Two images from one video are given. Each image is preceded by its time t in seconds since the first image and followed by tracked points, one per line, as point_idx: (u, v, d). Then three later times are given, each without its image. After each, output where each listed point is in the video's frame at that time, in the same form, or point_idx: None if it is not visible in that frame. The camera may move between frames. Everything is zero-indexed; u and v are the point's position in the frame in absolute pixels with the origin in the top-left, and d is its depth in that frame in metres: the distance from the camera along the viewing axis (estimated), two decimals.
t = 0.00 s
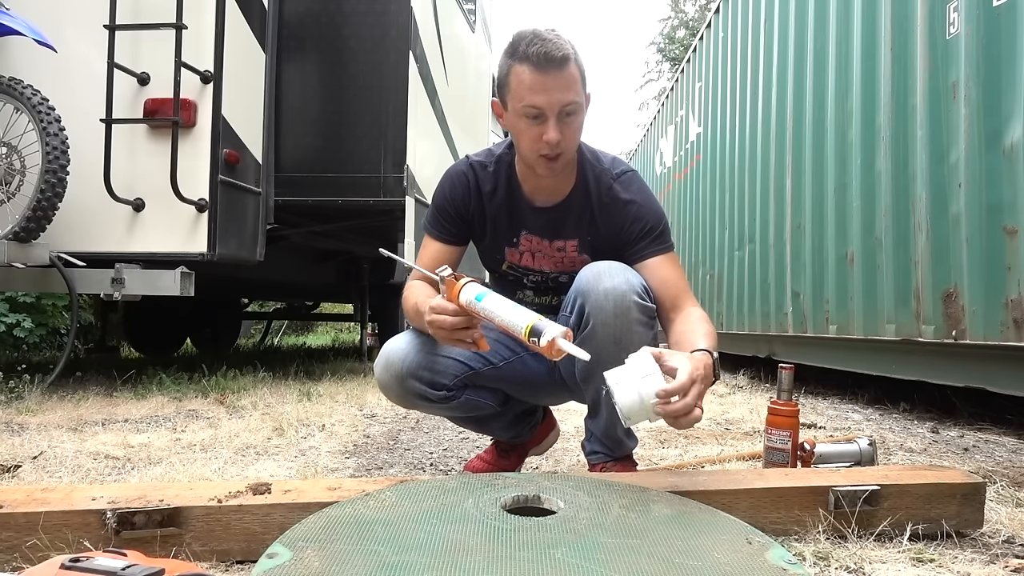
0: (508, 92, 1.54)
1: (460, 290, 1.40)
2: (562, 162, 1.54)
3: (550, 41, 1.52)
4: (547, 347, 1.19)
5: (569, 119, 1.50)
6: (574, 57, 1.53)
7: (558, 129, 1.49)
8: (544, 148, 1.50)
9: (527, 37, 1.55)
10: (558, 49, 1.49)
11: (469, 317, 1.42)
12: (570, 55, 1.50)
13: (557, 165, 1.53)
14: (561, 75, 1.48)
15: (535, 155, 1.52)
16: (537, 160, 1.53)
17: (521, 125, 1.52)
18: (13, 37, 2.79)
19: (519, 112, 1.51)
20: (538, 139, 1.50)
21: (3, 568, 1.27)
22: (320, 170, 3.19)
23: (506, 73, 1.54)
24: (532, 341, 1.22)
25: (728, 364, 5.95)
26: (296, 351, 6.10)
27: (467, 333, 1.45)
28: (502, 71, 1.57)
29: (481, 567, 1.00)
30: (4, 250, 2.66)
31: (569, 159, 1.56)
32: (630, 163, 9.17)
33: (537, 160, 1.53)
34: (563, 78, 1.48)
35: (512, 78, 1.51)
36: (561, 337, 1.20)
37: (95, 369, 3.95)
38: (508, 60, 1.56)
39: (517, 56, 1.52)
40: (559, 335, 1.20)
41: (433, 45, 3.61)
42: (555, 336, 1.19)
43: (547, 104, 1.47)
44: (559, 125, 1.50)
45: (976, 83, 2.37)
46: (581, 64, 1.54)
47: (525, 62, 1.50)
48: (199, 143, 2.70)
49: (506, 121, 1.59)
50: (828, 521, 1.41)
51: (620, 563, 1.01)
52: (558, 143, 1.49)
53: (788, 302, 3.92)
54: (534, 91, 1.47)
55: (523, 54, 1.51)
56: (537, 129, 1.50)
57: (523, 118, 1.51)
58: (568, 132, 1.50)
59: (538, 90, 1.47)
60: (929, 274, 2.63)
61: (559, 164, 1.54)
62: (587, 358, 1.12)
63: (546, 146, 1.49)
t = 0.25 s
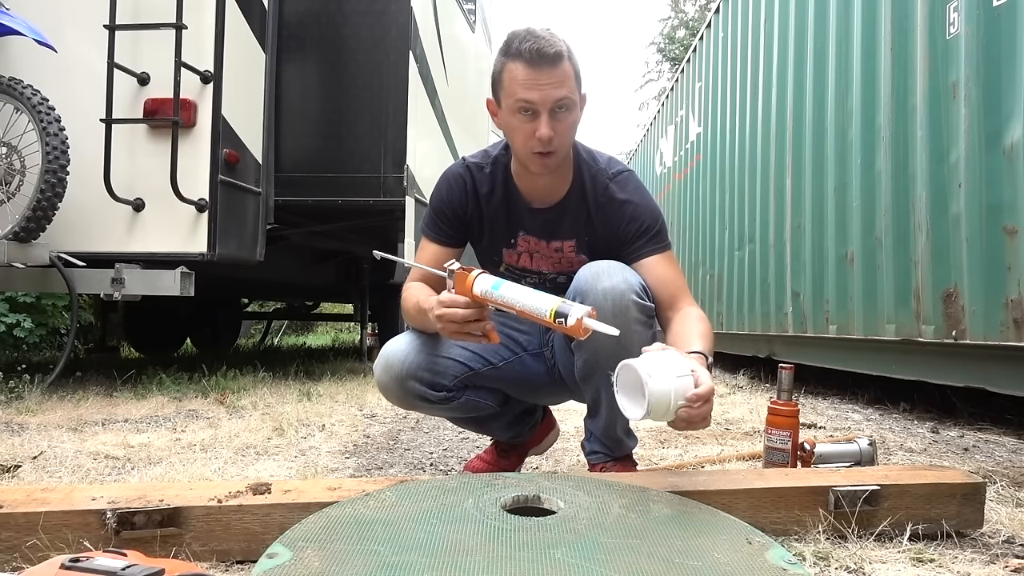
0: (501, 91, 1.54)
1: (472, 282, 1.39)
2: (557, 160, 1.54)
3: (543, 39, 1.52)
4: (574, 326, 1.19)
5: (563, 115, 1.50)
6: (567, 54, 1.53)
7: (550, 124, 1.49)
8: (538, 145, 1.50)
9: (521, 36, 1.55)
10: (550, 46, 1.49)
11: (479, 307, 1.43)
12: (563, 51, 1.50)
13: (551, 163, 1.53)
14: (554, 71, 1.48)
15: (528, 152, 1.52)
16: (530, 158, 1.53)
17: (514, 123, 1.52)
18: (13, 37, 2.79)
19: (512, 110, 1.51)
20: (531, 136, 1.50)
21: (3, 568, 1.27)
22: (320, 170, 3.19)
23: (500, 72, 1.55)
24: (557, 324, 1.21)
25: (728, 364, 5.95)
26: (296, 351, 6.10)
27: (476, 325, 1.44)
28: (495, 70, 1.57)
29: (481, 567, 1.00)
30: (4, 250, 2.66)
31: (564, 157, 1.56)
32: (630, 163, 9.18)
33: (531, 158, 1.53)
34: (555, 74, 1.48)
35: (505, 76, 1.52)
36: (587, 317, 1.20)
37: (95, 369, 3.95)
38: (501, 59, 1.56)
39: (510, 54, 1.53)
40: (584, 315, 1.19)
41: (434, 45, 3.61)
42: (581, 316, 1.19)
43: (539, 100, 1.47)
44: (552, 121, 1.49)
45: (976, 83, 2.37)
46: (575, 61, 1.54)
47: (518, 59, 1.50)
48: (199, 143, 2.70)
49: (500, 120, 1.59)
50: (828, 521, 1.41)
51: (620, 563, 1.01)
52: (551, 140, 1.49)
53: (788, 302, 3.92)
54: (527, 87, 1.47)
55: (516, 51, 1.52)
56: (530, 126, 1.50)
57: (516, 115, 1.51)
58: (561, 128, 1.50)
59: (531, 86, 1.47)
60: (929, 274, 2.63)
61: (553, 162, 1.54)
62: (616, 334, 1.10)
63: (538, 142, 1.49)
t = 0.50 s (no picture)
0: (498, 89, 1.54)
1: (472, 297, 1.38)
2: (553, 158, 1.54)
3: (540, 37, 1.52)
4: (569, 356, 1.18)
5: (558, 113, 1.50)
6: (565, 52, 1.52)
7: (545, 122, 1.49)
8: (533, 143, 1.50)
9: (517, 33, 1.55)
10: (547, 44, 1.49)
11: (481, 322, 1.42)
12: (560, 48, 1.50)
13: (544, 160, 1.53)
14: (550, 69, 1.48)
15: (521, 148, 1.52)
16: (525, 155, 1.53)
17: (510, 120, 1.52)
18: (13, 37, 2.79)
19: (509, 108, 1.51)
20: (524, 133, 1.50)
21: (3, 568, 1.27)
22: (320, 170, 3.19)
23: (496, 69, 1.55)
24: (552, 352, 1.21)
25: (728, 364, 5.95)
26: (296, 351, 6.10)
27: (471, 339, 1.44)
28: (492, 68, 1.57)
29: (481, 567, 1.00)
30: (4, 250, 2.66)
31: (560, 155, 1.56)
32: (630, 163, 9.18)
33: (525, 155, 1.54)
34: (551, 71, 1.48)
35: (502, 74, 1.52)
36: (583, 349, 1.19)
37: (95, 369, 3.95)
38: (499, 57, 1.56)
39: (506, 52, 1.53)
40: (581, 347, 1.18)
41: (433, 45, 3.61)
42: (577, 348, 1.18)
43: (535, 97, 1.48)
44: (547, 118, 1.50)
45: (976, 83, 2.37)
46: (571, 59, 1.54)
47: (513, 57, 1.50)
48: (199, 143, 2.70)
49: (496, 118, 1.59)
50: (828, 521, 1.41)
51: (621, 563, 1.01)
52: (546, 137, 1.49)
53: (788, 302, 3.92)
54: (522, 85, 1.48)
55: (512, 49, 1.52)
56: (524, 124, 1.50)
57: (512, 113, 1.51)
58: (556, 126, 1.50)
59: (527, 84, 1.48)
60: (929, 274, 2.63)
61: (548, 160, 1.54)
62: (611, 369, 1.09)
63: (531, 139, 1.49)
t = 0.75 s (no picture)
0: (492, 93, 1.54)
1: (443, 301, 1.40)
2: (547, 161, 1.54)
3: (533, 41, 1.51)
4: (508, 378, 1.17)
5: (552, 117, 1.50)
6: (557, 56, 1.51)
7: (538, 128, 1.49)
8: (528, 148, 1.50)
9: (511, 38, 1.54)
10: (539, 49, 1.48)
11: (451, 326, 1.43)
12: (552, 52, 1.49)
13: (541, 163, 1.54)
14: (542, 74, 1.47)
15: (516, 153, 1.53)
16: (520, 159, 1.53)
17: (504, 125, 1.53)
18: (13, 37, 2.79)
19: (502, 112, 1.51)
20: (518, 138, 1.50)
21: (3, 568, 1.27)
22: (320, 170, 3.19)
23: (490, 73, 1.54)
24: (495, 369, 1.21)
25: (728, 364, 5.95)
26: (296, 351, 6.10)
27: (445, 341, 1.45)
28: (487, 72, 1.57)
29: (481, 567, 1.00)
30: (4, 249, 2.66)
31: (555, 158, 1.56)
32: (630, 163, 9.18)
33: (520, 159, 1.54)
34: (544, 76, 1.47)
35: (495, 78, 1.51)
36: (522, 371, 1.18)
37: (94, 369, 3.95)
38: (492, 61, 1.56)
39: (499, 56, 1.52)
40: (520, 371, 1.17)
41: (433, 45, 3.61)
42: (514, 370, 1.17)
43: (527, 104, 1.47)
44: (541, 123, 1.50)
45: (976, 83, 2.37)
46: (565, 61, 1.53)
47: (506, 62, 1.50)
48: (199, 143, 2.70)
49: (492, 121, 1.59)
50: (828, 521, 1.41)
51: (621, 563, 1.01)
52: (539, 142, 1.50)
53: (788, 302, 3.92)
54: (515, 91, 1.47)
55: (505, 54, 1.51)
56: (518, 130, 1.50)
57: (505, 118, 1.51)
58: (550, 131, 1.51)
59: (519, 90, 1.47)
60: (929, 274, 2.63)
61: (542, 164, 1.54)
62: (541, 397, 1.09)
63: (525, 145, 1.50)
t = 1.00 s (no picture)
0: (480, 98, 1.54)
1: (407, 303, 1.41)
2: (537, 164, 1.54)
3: (517, 45, 1.51)
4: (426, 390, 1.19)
5: (540, 121, 1.50)
6: (542, 59, 1.51)
7: (526, 131, 1.50)
8: (516, 152, 1.51)
9: (496, 43, 1.55)
10: (522, 53, 1.48)
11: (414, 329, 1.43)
12: (537, 56, 1.49)
13: (530, 168, 1.54)
14: (527, 79, 1.47)
15: (505, 157, 1.53)
16: (510, 163, 1.54)
17: (493, 129, 1.53)
18: (13, 37, 2.79)
19: (490, 117, 1.52)
20: (507, 142, 1.51)
21: (3, 568, 1.27)
22: (320, 170, 3.19)
23: (477, 78, 1.55)
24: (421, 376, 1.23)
25: (728, 364, 5.95)
26: (296, 351, 6.10)
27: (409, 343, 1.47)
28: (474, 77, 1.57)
29: (481, 567, 1.00)
30: (4, 249, 2.66)
31: (545, 160, 1.56)
32: (630, 163, 9.18)
33: (509, 164, 1.55)
34: (529, 81, 1.47)
35: (482, 83, 1.52)
36: (441, 386, 1.18)
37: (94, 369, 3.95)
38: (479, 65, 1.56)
39: (485, 62, 1.52)
40: (437, 385, 1.18)
41: (433, 45, 3.61)
42: (431, 382, 1.18)
43: (514, 109, 1.48)
44: (529, 127, 1.50)
45: (976, 83, 2.37)
46: (551, 63, 1.53)
47: (491, 67, 1.50)
48: (199, 143, 2.70)
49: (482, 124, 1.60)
50: (828, 521, 1.41)
51: (620, 563, 1.01)
52: (527, 146, 1.50)
53: (788, 302, 3.92)
54: (501, 96, 1.48)
55: (489, 59, 1.51)
56: (506, 133, 1.51)
57: (494, 123, 1.52)
58: (538, 133, 1.50)
59: (505, 96, 1.48)
60: (929, 274, 2.63)
61: (532, 167, 1.55)
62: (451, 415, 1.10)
63: (513, 150, 1.50)
